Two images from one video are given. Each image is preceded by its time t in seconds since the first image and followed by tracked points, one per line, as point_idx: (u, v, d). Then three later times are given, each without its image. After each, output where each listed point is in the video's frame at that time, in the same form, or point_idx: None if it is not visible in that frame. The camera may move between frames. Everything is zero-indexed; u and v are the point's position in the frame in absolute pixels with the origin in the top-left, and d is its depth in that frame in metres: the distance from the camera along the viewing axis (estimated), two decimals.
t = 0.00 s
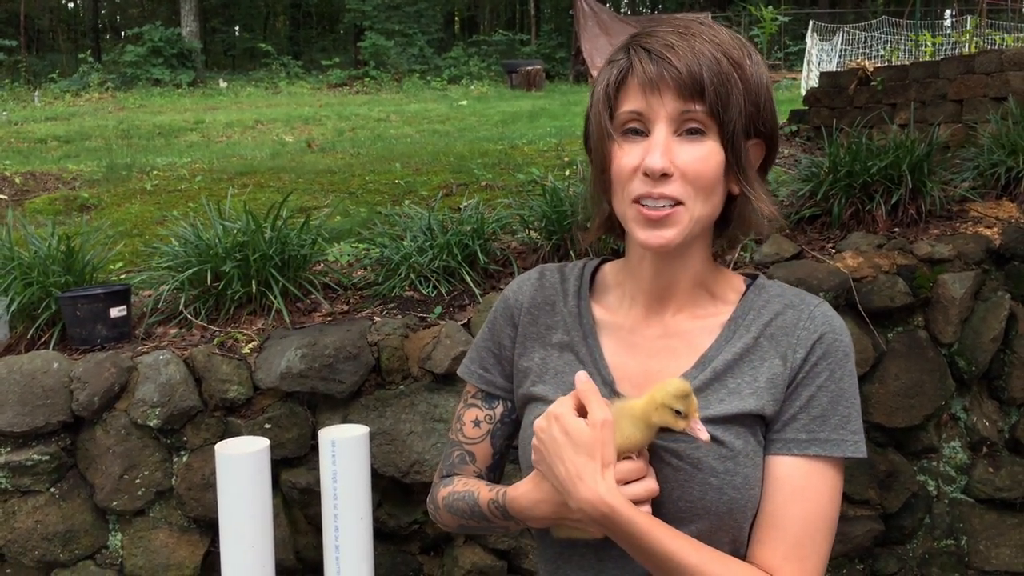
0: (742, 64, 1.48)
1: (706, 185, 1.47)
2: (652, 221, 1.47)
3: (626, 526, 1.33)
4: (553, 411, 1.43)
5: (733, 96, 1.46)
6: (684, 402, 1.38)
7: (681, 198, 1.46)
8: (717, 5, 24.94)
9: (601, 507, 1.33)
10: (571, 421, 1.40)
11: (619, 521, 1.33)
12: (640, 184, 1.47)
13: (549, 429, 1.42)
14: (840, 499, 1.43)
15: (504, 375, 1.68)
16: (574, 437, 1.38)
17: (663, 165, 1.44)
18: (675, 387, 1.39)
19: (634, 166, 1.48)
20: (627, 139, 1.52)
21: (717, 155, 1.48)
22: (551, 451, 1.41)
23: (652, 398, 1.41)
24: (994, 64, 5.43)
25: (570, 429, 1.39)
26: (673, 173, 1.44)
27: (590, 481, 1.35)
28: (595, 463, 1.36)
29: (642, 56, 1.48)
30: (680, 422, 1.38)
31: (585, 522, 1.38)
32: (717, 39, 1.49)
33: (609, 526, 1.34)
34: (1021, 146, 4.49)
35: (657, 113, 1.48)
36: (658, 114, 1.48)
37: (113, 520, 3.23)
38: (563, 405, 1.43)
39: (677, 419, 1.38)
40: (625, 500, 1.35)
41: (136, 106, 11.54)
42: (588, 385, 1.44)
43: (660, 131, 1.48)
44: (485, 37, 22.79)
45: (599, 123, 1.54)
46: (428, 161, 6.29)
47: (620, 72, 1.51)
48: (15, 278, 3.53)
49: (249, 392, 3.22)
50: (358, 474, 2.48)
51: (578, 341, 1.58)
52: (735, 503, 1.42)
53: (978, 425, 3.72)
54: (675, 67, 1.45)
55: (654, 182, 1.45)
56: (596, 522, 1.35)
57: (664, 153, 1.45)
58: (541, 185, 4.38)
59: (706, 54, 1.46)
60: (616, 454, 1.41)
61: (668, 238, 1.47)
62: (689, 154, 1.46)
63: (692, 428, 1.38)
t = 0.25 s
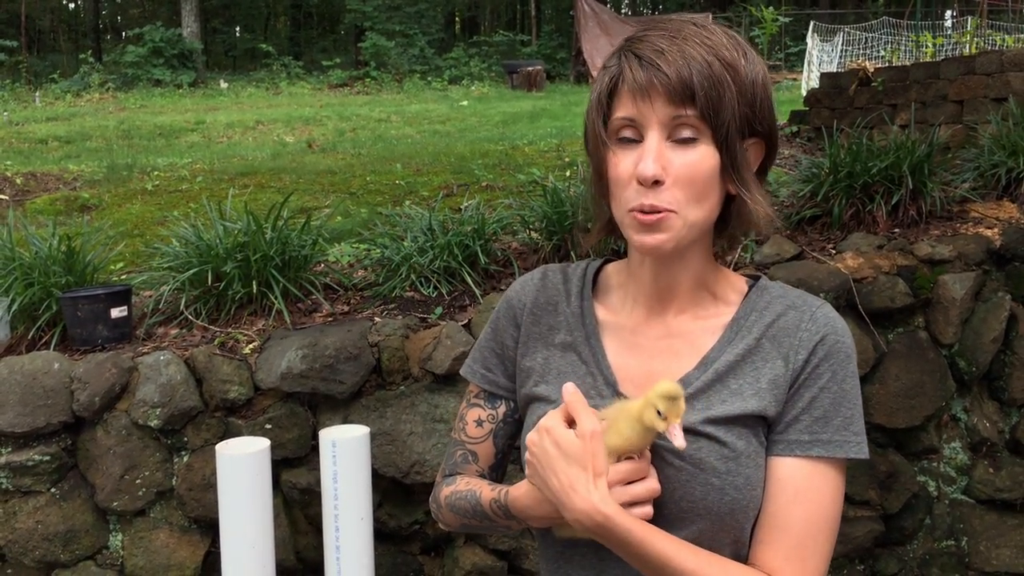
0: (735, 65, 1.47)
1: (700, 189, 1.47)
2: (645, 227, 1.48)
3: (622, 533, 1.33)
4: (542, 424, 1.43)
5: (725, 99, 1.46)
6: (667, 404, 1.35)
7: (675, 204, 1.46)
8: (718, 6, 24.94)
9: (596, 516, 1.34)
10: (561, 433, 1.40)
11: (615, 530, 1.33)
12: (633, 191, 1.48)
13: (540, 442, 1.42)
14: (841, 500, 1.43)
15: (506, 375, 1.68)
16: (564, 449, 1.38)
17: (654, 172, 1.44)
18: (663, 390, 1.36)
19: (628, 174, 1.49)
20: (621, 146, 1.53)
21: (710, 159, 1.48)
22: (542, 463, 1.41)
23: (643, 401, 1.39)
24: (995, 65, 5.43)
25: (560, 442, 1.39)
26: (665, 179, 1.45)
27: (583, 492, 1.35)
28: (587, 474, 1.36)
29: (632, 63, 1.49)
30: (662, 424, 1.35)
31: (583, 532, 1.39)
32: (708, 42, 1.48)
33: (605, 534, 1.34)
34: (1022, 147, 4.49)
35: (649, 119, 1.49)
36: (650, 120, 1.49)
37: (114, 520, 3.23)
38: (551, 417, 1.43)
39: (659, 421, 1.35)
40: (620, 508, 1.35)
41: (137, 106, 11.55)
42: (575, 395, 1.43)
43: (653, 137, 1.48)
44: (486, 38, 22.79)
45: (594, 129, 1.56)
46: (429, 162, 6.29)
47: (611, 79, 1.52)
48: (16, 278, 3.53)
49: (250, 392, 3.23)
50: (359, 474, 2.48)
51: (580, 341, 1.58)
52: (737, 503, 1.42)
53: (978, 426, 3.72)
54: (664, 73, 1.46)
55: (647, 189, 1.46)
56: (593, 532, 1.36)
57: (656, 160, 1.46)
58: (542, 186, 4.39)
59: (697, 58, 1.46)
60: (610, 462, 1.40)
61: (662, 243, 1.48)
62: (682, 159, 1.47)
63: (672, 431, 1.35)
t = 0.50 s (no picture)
0: (730, 66, 1.47)
1: (697, 191, 1.48)
2: (641, 230, 1.48)
3: (618, 542, 1.34)
4: (532, 440, 1.44)
5: (721, 101, 1.46)
6: (663, 410, 1.34)
7: (671, 206, 1.46)
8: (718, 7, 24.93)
9: (591, 526, 1.34)
10: (549, 447, 1.41)
11: (611, 539, 1.34)
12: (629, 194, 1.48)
13: (530, 458, 1.43)
14: (841, 502, 1.43)
15: (507, 377, 1.69)
16: (555, 463, 1.39)
17: (650, 174, 1.45)
18: (656, 395, 1.36)
19: (624, 177, 1.49)
20: (618, 149, 1.53)
21: (707, 160, 1.48)
22: (534, 479, 1.42)
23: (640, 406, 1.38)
24: (995, 66, 5.43)
25: (549, 456, 1.40)
26: (662, 181, 1.45)
27: (576, 504, 1.36)
28: (579, 485, 1.38)
29: (627, 66, 1.49)
30: (658, 430, 1.35)
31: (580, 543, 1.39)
32: (703, 44, 1.48)
33: (602, 544, 1.34)
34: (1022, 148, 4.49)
35: (645, 122, 1.49)
36: (646, 123, 1.49)
37: (114, 522, 3.23)
38: (541, 432, 1.45)
39: (655, 427, 1.35)
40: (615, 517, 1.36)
41: (137, 107, 11.55)
42: (559, 409, 1.44)
43: (649, 140, 1.49)
44: (486, 39, 22.80)
45: (591, 132, 1.56)
46: (429, 163, 6.30)
47: (607, 82, 1.52)
48: (17, 279, 3.54)
49: (250, 394, 3.23)
50: (359, 475, 2.48)
51: (580, 343, 1.58)
52: (737, 505, 1.41)
53: (979, 427, 3.71)
54: (659, 76, 1.46)
55: (643, 192, 1.46)
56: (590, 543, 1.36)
57: (652, 162, 1.46)
58: (542, 187, 4.39)
59: (691, 61, 1.46)
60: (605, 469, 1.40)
61: (659, 246, 1.48)
62: (679, 161, 1.47)
63: (668, 437, 1.35)
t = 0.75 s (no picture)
0: (740, 67, 1.48)
1: (707, 189, 1.47)
2: (653, 227, 1.47)
3: (617, 550, 1.34)
4: (520, 456, 1.43)
5: (732, 101, 1.47)
6: (662, 412, 1.33)
7: (683, 203, 1.46)
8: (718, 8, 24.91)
9: (590, 537, 1.35)
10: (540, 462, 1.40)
11: (610, 547, 1.34)
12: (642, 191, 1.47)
13: (521, 474, 1.42)
14: (844, 495, 1.43)
15: (507, 376, 1.69)
16: (548, 478, 1.38)
17: (665, 171, 1.44)
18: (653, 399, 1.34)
19: (637, 174, 1.48)
20: (628, 146, 1.52)
21: (717, 159, 1.48)
22: (527, 495, 1.41)
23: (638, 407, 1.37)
24: (996, 66, 5.42)
25: (541, 471, 1.39)
26: (675, 178, 1.45)
27: (574, 515, 1.36)
28: (574, 497, 1.37)
29: (640, 63, 1.49)
30: (658, 432, 1.34)
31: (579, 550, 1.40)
32: (713, 44, 1.49)
33: (602, 552, 1.35)
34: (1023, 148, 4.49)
35: (658, 119, 1.48)
36: (658, 120, 1.48)
37: (115, 522, 3.23)
38: (528, 447, 1.43)
39: (654, 429, 1.34)
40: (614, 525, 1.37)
41: (137, 108, 11.54)
42: (547, 420, 1.42)
43: (661, 137, 1.48)
44: (486, 40, 22.80)
45: (600, 130, 1.55)
46: (430, 163, 6.30)
47: (618, 79, 1.52)
48: (17, 280, 3.53)
49: (251, 394, 3.23)
50: (359, 475, 2.48)
51: (580, 342, 1.58)
52: (736, 501, 1.41)
53: (980, 427, 3.71)
54: (673, 73, 1.46)
55: (657, 188, 1.45)
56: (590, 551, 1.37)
57: (666, 159, 1.45)
58: (543, 187, 4.39)
59: (704, 59, 1.46)
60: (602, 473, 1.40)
61: (671, 244, 1.47)
62: (691, 159, 1.47)
63: (666, 439, 1.34)
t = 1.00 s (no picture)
0: (737, 68, 1.48)
1: (702, 191, 1.47)
2: (648, 229, 1.47)
3: (619, 548, 1.35)
4: (531, 446, 1.37)
5: (727, 102, 1.46)
6: (665, 419, 1.35)
7: (677, 205, 1.46)
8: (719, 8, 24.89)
9: (592, 534, 1.35)
10: (553, 458, 1.35)
11: (616, 544, 1.34)
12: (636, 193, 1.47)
13: (530, 464, 1.38)
14: (843, 496, 1.43)
15: (508, 378, 1.69)
16: (557, 475, 1.35)
17: (658, 172, 1.44)
18: (656, 404, 1.36)
19: (631, 175, 1.49)
20: (623, 148, 1.53)
21: (712, 161, 1.48)
22: (536, 484, 1.38)
23: (638, 412, 1.39)
24: (996, 66, 5.42)
25: (552, 467, 1.35)
26: (669, 180, 1.45)
27: (578, 513, 1.35)
28: (581, 496, 1.35)
29: (635, 64, 1.49)
30: (656, 437, 1.36)
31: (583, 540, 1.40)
32: (710, 45, 1.49)
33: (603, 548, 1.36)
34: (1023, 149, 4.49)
35: (652, 121, 1.49)
36: (652, 121, 1.49)
37: (115, 523, 3.23)
38: (540, 437, 1.37)
39: (653, 434, 1.36)
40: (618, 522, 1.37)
41: (138, 109, 11.55)
42: (568, 418, 1.36)
43: (656, 138, 1.48)
44: (487, 40, 22.80)
45: (596, 131, 1.55)
46: (430, 164, 6.30)
47: (613, 81, 1.52)
48: (18, 281, 3.54)
49: (252, 395, 3.23)
50: (359, 476, 2.48)
51: (580, 344, 1.58)
52: (737, 503, 1.41)
53: (980, 428, 3.71)
54: (668, 75, 1.46)
55: (650, 191, 1.45)
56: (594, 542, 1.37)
57: (659, 161, 1.45)
58: (543, 188, 4.39)
59: (699, 61, 1.46)
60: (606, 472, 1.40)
61: (665, 245, 1.47)
62: (685, 160, 1.47)
63: (665, 444, 1.36)
